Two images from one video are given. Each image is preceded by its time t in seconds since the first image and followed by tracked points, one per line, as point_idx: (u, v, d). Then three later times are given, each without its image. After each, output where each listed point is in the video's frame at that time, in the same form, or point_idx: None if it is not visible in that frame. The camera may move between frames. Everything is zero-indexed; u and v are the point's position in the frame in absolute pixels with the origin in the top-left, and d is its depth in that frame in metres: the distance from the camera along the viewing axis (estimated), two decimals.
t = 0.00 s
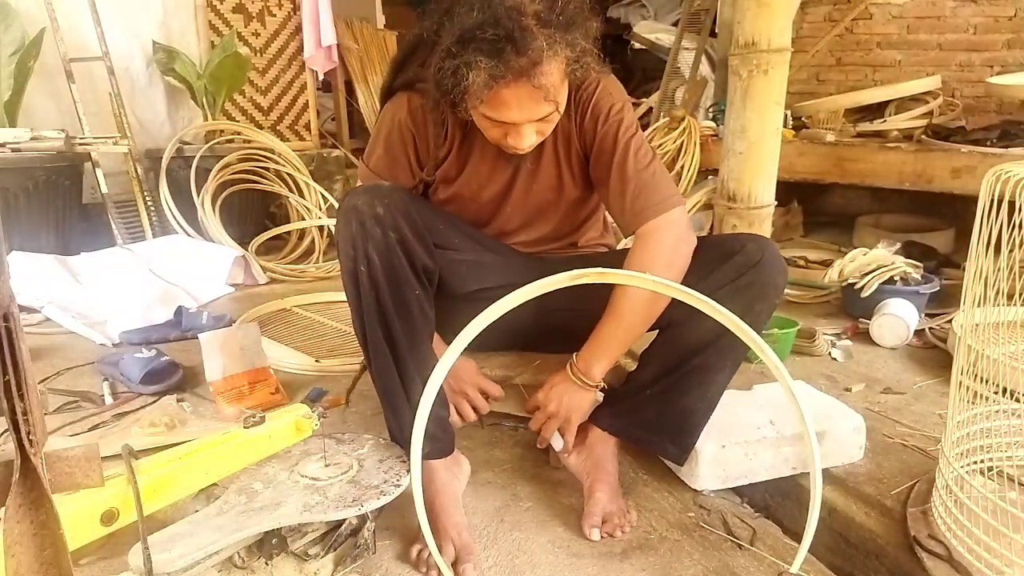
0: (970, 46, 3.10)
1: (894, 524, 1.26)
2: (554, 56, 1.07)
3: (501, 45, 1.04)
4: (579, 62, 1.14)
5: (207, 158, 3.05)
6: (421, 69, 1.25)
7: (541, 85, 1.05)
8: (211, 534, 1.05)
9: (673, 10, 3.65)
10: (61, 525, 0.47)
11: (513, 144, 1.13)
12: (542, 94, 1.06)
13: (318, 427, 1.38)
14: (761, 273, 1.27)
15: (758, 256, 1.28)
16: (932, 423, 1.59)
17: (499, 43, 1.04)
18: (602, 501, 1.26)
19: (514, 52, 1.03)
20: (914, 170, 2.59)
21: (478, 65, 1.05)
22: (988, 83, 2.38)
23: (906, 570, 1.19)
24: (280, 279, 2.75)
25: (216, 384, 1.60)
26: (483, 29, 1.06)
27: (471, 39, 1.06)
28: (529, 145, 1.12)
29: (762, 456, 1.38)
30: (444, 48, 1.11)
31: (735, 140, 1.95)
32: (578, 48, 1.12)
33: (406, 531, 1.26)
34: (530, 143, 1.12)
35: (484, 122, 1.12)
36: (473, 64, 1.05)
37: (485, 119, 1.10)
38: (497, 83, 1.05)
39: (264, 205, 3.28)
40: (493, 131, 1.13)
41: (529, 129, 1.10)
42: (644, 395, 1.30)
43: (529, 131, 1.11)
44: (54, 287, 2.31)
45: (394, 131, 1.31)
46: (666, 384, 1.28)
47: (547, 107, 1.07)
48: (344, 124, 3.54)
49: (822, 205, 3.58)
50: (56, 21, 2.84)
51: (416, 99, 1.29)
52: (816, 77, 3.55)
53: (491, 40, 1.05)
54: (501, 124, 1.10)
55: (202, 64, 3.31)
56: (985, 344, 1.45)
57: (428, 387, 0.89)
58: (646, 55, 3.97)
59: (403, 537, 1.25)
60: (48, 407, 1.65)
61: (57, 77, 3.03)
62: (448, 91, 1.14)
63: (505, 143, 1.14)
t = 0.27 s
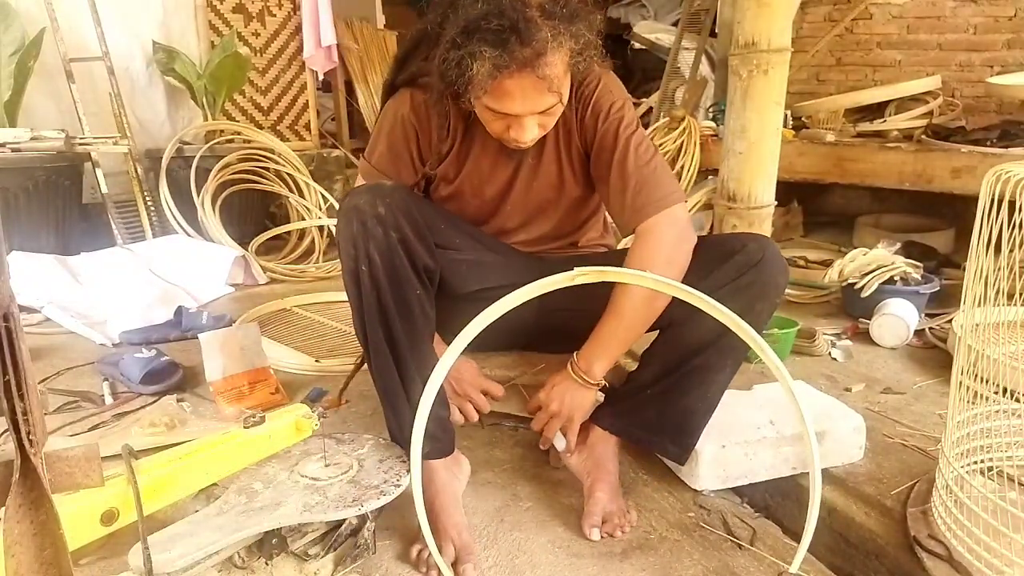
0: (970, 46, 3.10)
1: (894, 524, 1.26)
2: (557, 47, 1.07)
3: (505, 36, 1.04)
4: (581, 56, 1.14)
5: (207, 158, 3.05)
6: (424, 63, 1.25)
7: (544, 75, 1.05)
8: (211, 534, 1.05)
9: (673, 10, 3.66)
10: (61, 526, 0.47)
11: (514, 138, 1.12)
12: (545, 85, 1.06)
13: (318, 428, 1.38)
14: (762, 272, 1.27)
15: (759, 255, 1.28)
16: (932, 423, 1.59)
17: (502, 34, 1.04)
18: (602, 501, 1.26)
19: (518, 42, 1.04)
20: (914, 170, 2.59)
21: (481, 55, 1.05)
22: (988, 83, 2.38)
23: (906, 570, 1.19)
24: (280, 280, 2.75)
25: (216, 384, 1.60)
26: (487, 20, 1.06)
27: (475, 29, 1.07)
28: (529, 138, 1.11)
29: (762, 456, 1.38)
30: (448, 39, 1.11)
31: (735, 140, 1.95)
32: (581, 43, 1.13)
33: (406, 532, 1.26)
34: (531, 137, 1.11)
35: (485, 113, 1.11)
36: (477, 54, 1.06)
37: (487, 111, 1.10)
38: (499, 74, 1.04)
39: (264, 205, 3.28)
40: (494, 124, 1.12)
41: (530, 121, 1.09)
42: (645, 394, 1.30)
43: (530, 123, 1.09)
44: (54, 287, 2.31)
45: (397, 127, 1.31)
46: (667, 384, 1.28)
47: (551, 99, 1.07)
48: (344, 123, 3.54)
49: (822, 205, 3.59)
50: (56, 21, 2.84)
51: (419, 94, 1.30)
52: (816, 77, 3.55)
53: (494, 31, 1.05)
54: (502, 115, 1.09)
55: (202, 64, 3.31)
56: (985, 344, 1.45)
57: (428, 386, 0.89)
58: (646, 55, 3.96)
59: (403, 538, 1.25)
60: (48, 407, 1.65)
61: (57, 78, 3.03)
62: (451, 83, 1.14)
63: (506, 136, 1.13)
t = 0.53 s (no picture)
0: (970, 46, 3.10)
1: (894, 524, 1.26)
2: (556, 38, 1.07)
3: (505, 29, 1.05)
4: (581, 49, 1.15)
5: (207, 158, 3.05)
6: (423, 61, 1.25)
7: (544, 67, 1.05)
8: (210, 534, 1.05)
9: (673, 10, 3.66)
10: (61, 526, 0.47)
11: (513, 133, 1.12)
12: (545, 78, 1.06)
13: (319, 428, 1.38)
14: (764, 272, 1.28)
15: (760, 255, 1.28)
16: (932, 423, 1.59)
17: (502, 27, 1.05)
18: (602, 501, 1.27)
19: (517, 34, 1.04)
20: (914, 170, 2.59)
21: (482, 47, 1.05)
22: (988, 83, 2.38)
23: (906, 570, 1.19)
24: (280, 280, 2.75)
25: (216, 384, 1.60)
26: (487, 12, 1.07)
27: (474, 21, 1.07)
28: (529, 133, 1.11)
29: (762, 456, 1.38)
30: (448, 31, 1.11)
31: (735, 140, 1.95)
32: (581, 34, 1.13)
33: (405, 532, 1.26)
34: (530, 132, 1.11)
35: (483, 108, 1.11)
36: (477, 46, 1.06)
37: (486, 105, 1.10)
38: (497, 65, 1.04)
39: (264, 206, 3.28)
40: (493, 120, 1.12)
41: (529, 115, 1.09)
42: (646, 393, 1.29)
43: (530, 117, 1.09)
44: (54, 287, 2.31)
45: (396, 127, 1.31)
46: (668, 383, 1.28)
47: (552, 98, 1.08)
48: (343, 123, 3.54)
49: (822, 205, 3.59)
50: (56, 21, 2.84)
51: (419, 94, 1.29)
52: (816, 77, 3.55)
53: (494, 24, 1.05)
54: (501, 109, 1.09)
55: (202, 64, 3.31)
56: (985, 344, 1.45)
57: (428, 386, 0.89)
58: (646, 55, 3.96)
59: (403, 538, 1.25)
60: (48, 407, 1.65)
61: (57, 78, 3.03)
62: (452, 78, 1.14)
63: (505, 131, 1.13)
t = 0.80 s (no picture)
0: (970, 46, 3.10)
1: (894, 524, 1.26)
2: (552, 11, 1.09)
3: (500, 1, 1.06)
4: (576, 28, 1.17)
5: (207, 158, 3.05)
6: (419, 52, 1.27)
7: (539, 34, 1.06)
8: (210, 534, 1.05)
9: (673, 10, 3.66)
10: (60, 526, 0.46)
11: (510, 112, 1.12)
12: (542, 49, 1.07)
13: (318, 428, 1.38)
14: (765, 273, 1.27)
15: (761, 256, 1.28)
16: (932, 423, 1.59)
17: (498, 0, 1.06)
18: (601, 501, 1.26)
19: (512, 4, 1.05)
20: (914, 170, 2.59)
21: (478, 18, 1.06)
22: (988, 83, 2.38)
23: (907, 570, 1.19)
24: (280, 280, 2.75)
25: (216, 384, 1.60)
26: None
27: None
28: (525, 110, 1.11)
29: (762, 457, 1.38)
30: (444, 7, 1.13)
31: (735, 140, 1.95)
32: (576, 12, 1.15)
33: (406, 532, 1.26)
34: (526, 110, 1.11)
35: (478, 83, 1.12)
36: (473, 17, 1.07)
37: (482, 80, 1.10)
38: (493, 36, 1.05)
39: (264, 206, 3.28)
40: (490, 97, 1.12)
41: (525, 90, 1.09)
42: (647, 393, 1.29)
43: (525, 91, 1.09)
44: (53, 287, 2.31)
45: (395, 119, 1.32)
46: (668, 384, 1.27)
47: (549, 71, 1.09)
48: (343, 123, 3.54)
49: (822, 205, 3.59)
50: (56, 22, 2.84)
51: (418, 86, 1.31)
52: (816, 77, 3.55)
53: None
54: (498, 84, 1.09)
55: (202, 64, 3.31)
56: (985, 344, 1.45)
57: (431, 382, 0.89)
58: (646, 55, 3.97)
59: (403, 538, 1.25)
60: (48, 407, 1.65)
61: (57, 78, 3.03)
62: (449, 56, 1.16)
63: (502, 111, 1.13)
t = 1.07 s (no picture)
0: (970, 46, 3.10)
1: (895, 524, 1.26)
2: None
3: None
4: None
5: (207, 158, 3.05)
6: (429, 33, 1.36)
7: None
8: (210, 534, 1.05)
9: (673, 10, 3.66)
10: (60, 526, 0.47)
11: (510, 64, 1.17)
12: None
13: (318, 428, 1.38)
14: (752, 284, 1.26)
15: (746, 265, 1.27)
16: (932, 423, 1.59)
17: None
18: (601, 501, 1.26)
19: None
20: (914, 170, 2.59)
21: None
22: (988, 84, 2.38)
23: (907, 571, 1.19)
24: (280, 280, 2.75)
25: (216, 384, 1.60)
26: None
27: None
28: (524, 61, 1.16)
29: (763, 457, 1.38)
30: None
31: (735, 140, 1.95)
32: None
33: (406, 532, 1.26)
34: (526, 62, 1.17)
35: (479, 37, 1.18)
36: None
37: (484, 34, 1.17)
38: None
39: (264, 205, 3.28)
40: (491, 52, 1.18)
41: (523, 40, 1.15)
42: (635, 403, 1.29)
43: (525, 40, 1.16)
44: (53, 287, 2.31)
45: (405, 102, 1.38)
46: (656, 394, 1.27)
47: (548, 22, 1.14)
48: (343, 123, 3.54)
49: (822, 205, 3.59)
50: (56, 22, 2.84)
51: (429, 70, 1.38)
52: (816, 77, 3.55)
53: None
54: (499, 35, 1.16)
55: (202, 64, 3.31)
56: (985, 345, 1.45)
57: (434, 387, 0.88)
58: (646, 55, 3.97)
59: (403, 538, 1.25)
60: (48, 407, 1.65)
61: (57, 78, 3.03)
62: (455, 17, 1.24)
63: (502, 66, 1.18)
